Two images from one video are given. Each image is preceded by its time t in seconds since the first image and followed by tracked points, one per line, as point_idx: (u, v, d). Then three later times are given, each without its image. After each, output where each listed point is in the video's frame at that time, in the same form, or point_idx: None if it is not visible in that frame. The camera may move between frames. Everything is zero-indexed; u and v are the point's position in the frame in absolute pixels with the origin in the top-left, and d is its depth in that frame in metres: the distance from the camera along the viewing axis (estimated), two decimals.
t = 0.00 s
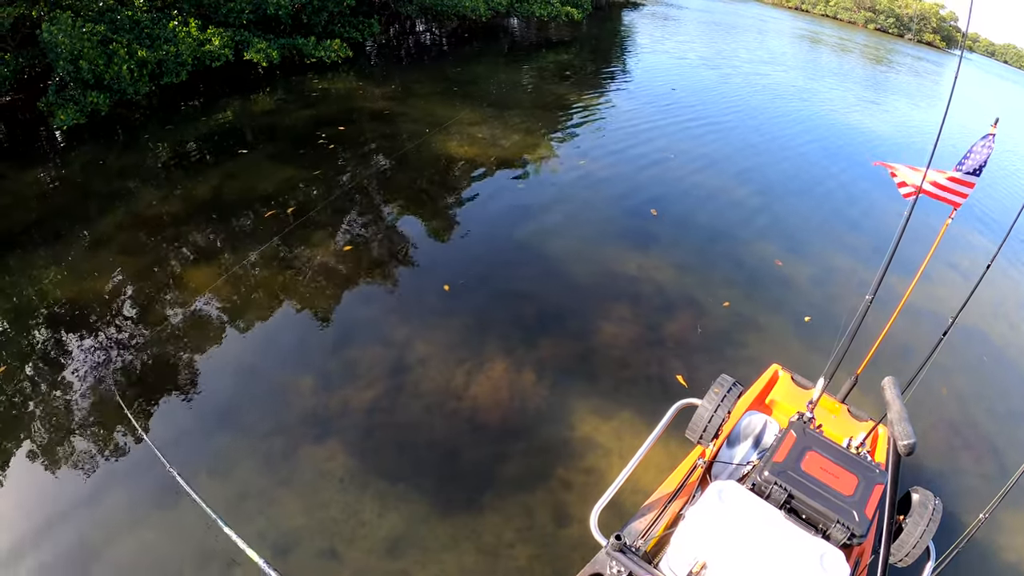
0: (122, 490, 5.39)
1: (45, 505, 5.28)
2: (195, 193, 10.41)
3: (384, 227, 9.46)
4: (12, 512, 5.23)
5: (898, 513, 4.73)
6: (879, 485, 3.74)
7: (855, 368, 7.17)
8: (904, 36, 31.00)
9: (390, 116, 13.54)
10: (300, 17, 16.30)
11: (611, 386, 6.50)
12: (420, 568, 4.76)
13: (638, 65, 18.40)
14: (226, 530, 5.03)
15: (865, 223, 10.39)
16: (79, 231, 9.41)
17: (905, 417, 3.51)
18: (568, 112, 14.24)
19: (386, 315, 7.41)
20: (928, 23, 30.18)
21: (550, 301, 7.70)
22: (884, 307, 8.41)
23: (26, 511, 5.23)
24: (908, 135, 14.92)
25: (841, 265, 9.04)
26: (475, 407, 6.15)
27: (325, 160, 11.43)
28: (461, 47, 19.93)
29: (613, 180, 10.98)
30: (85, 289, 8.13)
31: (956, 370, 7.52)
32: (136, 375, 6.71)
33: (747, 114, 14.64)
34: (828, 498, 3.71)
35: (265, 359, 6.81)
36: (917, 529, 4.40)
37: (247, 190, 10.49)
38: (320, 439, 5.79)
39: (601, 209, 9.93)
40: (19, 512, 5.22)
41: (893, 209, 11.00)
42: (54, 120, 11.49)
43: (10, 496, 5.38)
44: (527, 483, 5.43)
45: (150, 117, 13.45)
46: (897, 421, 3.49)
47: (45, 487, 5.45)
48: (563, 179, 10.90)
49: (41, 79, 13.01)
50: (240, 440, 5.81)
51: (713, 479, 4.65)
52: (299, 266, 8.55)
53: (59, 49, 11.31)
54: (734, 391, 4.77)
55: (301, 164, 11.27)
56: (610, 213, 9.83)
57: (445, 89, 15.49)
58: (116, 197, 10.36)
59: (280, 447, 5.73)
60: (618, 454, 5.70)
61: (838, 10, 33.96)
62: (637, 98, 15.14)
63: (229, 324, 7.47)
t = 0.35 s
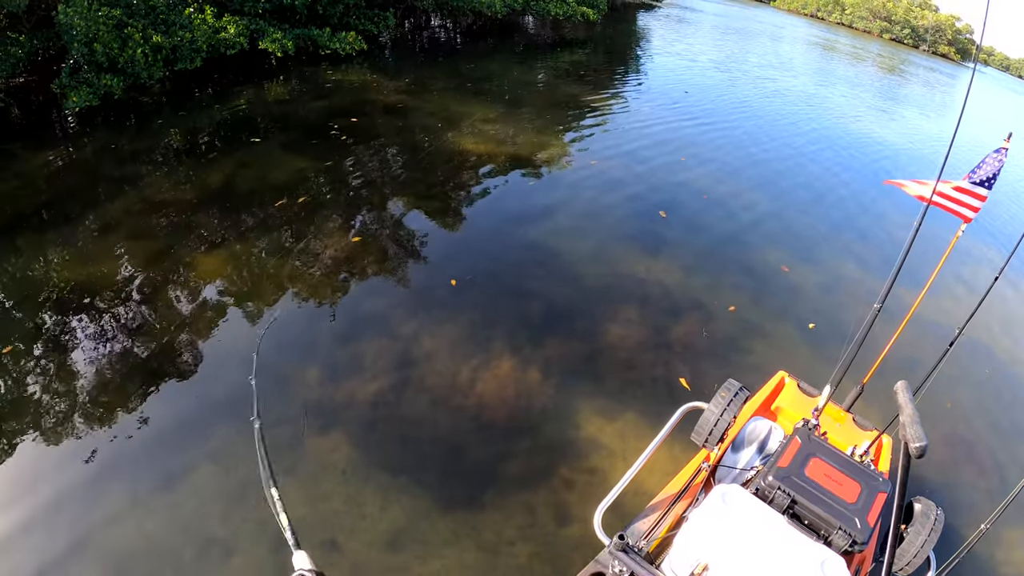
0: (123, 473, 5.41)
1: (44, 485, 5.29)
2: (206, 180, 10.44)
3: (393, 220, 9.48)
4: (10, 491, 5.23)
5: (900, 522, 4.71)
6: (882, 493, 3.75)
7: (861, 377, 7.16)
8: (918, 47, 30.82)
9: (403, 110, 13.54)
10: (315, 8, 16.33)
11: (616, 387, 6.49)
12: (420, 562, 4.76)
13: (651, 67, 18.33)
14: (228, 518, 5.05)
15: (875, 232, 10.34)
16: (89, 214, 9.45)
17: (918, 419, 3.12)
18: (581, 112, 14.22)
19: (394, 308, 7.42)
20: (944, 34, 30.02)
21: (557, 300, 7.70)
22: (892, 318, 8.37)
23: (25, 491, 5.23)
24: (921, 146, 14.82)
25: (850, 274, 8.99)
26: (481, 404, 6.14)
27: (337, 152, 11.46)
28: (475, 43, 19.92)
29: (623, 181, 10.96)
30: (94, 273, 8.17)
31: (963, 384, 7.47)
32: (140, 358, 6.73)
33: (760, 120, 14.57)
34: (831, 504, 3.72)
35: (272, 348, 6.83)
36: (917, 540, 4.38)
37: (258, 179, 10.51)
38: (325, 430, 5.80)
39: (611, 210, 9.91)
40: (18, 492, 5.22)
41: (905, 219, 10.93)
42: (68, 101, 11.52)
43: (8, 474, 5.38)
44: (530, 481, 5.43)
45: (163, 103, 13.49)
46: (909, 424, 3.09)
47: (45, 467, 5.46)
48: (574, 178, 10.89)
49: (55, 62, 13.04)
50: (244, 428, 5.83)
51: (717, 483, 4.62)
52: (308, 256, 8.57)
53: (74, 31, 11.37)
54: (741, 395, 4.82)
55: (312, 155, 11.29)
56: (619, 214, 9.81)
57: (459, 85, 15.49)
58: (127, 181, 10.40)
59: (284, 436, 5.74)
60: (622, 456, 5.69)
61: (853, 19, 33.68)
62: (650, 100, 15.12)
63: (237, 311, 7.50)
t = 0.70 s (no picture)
0: (120, 455, 5.43)
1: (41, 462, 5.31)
2: (219, 165, 10.45)
3: (402, 215, 9.48)
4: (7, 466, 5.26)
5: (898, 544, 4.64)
6: (881, 515, 3.69)
7: (865, 399, 7.10)
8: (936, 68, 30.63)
9: (419, 105, 13.55)
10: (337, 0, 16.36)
11: (618, 395, 6.46)
12: (414, 558, 4.76)
13: (668, 75, 18.26)
14: (223, 505, 5.04)
15: (887, 254, 10.23)
16: (101, 193, 9.49)
17: (924, 440, 3.09)
18: (596, 117, 14.19)
19: (399, 303, 7.41)
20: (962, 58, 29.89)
21: (563, 303, 7.68)
22: (899, 342, 8.29)
23: (22, 467, 5.26)
24: (937, 170, 14.67)
25: (859, 294, 8.91)
26: (482, 405, 6.12)
27: (350, 143, 11.46)
28: (494, 43, 19.89)
29: (634, 188, 10.92)
30: (101, 252, 8.20)
31: (966, 411, 7.40)
32: (143, 340, 6.75)
33: (776, 134, 14.48)
34: (829, 523, 3.67)
35: (276, 336, 6.82)
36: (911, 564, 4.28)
37: (271, 167, 10.52)
38: (324, 422, 5.79)
39: (621, 217, 9.88)
40: (15, 467, 5.25)
41: (917, 242, 10.82)
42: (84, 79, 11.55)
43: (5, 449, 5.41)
44: (527, 484, 5.40)
45: (180, 87, 13.53)
46: (915, 446, 3.07)
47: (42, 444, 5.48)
48: (585, 183, 10.86)
49: (74, 40, 13.03)
50: (243, 416, 5.82)
51: (716, 496, 4.59)
52: (315, 246, 8.57)
53: (95, 10, 11.47)
54: (744, 410, 4.76)
55: (326, 146, 11.31)
56: (629, 221, 9.78)
57: (475, 84, 15.47)
58: (139, 162, 10.44)
59: (284, 425, 5.74)
60: (620, 463, 5.66)
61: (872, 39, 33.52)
62: (665, 108, 15.08)
63: (242, 297, 7.51)
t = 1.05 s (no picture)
0: (120, 424, 5.42)
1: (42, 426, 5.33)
2: (239, 142, 10.42)
3: (417, 205, 9.42)
4: (7, 427, 5.28)
5: None
6: (889, 541, 3.64)
7: (880, 424, 6.93)
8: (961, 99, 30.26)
9: (442, 96, 13.49)
10: None
11: (624, 402, 6.39)
12: (409, 550, 4.72)
13: (693, 86, 18.10)
14: (222, 482, 5.03)
15: (905, 283, 10.05)
16: (119, 160, 9.50)
17: (959, 467, 2.74)
18: (617, 122, 14.09)
19: (410, 293, 7.36)
20: (987, 92, 29.56)
21: (575, 306, 7.62)
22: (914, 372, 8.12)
23: (21, 430, 5.28)
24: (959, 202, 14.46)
25: (873, 320, 8.77)
26: (487, 401, 6.07)
27: (371, 129, 11.41)
28: (520, 40, 19.81)
29: (652, 196, 10.83)
30: (114, 219, 8.21)
31: (977, 446, 7.28)
32: (148, 311, 6.74)
33: (798, 153, 14.30)
34: (836, 545, 3.65)
35: (284, 316, 6.78)
36: None
37: (290, 147, 10.49)
38: (328, 406, 5.76)
39: (638, 223, 9.80)
40: (15, 429, 5.28)
41: (935, 272, 10.66)
42: (111, 46, 11.58)
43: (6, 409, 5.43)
44: (527, 485, 5.35)
45: (204, 60, 13.54)
46: (948, 470, 2.72)
47: (43, 408, 5.50)
48: (604, 187, 10.78)
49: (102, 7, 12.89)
50: (247, 394, 5.80)
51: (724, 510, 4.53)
52: (329, 229, 8.53)
53: None
54: (760, 426, 4.88)
55: (346, 130, 11.26)
56: (646, 229, 9.70)
57: (500, 79, 15.40)
58: (159, 133, 10.44)
59: (287, 406, 5.71)
60: (622, 471, 5.60)
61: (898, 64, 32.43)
62: (688, 118, 14.97)
63: (250, 275, 7.45)
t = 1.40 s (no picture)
0: (124, 386, 5.42)
1: (45, 381, 5.34)
2: (265, 115, 10.41)
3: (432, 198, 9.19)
4: (9, 379, 5.29)
5: None
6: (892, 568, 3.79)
7: (890, 456, 6.84)
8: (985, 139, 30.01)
9: (471, 88, 13.44)
10: None
11: (632, 409, 6.35)
12: (408, 537, 4.71)
13: (719, 100, 18.00)
14: (226, 453, 5.02)
15: (921, 315, 9.92)
16: (144, 123, 9.51)
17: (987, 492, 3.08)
18: (641, 129, 14.02)
19: (426, 280, 7.33)
20: (1012, 134, 29.32)
21: (590, 308, 7.57)
22: (931, 406, 7.96)
23: (23, 383, 5.29)
24: (980, 239, 14.28)
25: (885, 351, 8.66)
26: (496, 396, 6.04)
27: (397, 114, 11.39)
28: (551, 38, 19.79)
29: (671, 206, 10.75)
30: (133, 181, 8.23)
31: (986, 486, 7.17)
32: (159, 275, 6.75)
33: (821, 176, 14.17)
34: (841, 566, 3.80)
35: (299, 292, 6.76)
36: None
37: (317, 124, 10.47)
38: (337, 386, 5.74)
39: (657, 232, 9.75)
40: (21, 381, 5.31)
41: (952, 309, 10.49)
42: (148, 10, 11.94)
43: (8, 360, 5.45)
44: (530, 483, 5.32)
45: (236, 31, 13.58)
46: (979, 495, 3.06)
47: (44, 361, 5.50)
48: (625, 192, 10.72)
49: None
50: (256, 367, 5.78)
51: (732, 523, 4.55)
52: (347, 209, 8.51)
53: None
54: (777, 443, 4.67)
55: (373, 113, 11.24)
56: (664, 238, 9.64)
57: (529, 76, 15.35)
58: (186, 99, 10.45)
59: (296, 382, 5.70)
60: (624, 477, 5.57)
61: (925, 98, 31.33)
62: (712, 132, 14.87)
63: (263, 248, 7.44)
